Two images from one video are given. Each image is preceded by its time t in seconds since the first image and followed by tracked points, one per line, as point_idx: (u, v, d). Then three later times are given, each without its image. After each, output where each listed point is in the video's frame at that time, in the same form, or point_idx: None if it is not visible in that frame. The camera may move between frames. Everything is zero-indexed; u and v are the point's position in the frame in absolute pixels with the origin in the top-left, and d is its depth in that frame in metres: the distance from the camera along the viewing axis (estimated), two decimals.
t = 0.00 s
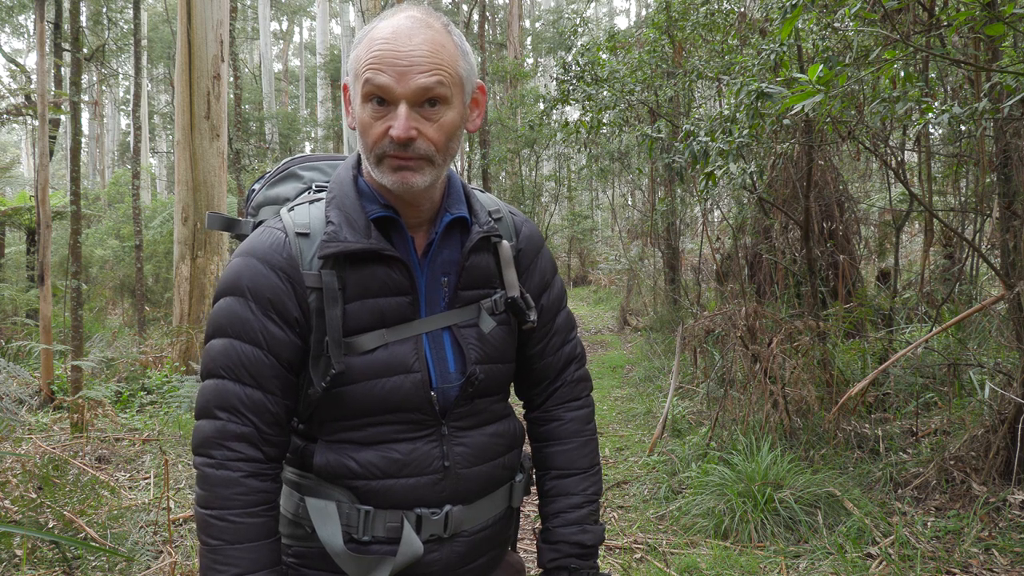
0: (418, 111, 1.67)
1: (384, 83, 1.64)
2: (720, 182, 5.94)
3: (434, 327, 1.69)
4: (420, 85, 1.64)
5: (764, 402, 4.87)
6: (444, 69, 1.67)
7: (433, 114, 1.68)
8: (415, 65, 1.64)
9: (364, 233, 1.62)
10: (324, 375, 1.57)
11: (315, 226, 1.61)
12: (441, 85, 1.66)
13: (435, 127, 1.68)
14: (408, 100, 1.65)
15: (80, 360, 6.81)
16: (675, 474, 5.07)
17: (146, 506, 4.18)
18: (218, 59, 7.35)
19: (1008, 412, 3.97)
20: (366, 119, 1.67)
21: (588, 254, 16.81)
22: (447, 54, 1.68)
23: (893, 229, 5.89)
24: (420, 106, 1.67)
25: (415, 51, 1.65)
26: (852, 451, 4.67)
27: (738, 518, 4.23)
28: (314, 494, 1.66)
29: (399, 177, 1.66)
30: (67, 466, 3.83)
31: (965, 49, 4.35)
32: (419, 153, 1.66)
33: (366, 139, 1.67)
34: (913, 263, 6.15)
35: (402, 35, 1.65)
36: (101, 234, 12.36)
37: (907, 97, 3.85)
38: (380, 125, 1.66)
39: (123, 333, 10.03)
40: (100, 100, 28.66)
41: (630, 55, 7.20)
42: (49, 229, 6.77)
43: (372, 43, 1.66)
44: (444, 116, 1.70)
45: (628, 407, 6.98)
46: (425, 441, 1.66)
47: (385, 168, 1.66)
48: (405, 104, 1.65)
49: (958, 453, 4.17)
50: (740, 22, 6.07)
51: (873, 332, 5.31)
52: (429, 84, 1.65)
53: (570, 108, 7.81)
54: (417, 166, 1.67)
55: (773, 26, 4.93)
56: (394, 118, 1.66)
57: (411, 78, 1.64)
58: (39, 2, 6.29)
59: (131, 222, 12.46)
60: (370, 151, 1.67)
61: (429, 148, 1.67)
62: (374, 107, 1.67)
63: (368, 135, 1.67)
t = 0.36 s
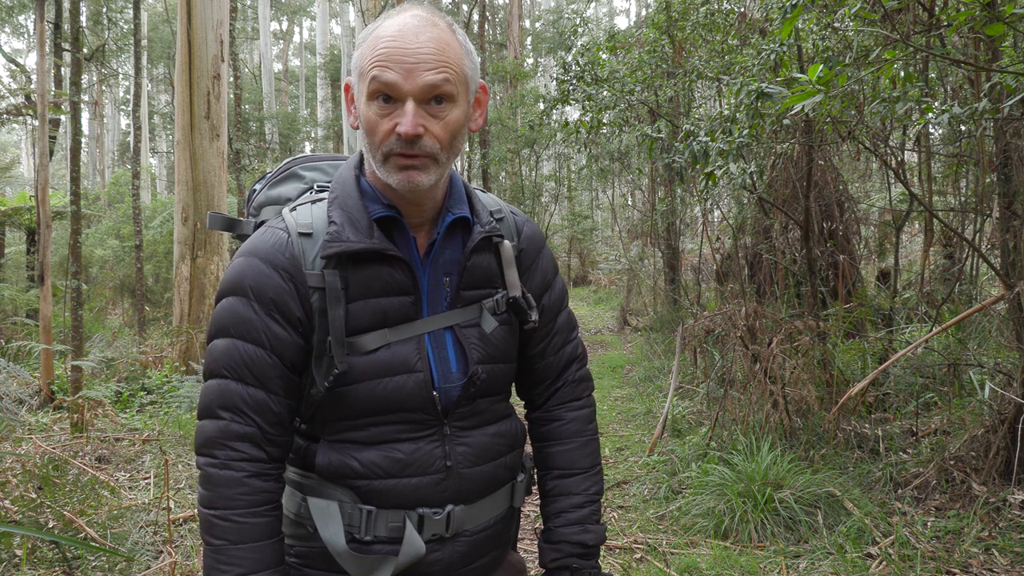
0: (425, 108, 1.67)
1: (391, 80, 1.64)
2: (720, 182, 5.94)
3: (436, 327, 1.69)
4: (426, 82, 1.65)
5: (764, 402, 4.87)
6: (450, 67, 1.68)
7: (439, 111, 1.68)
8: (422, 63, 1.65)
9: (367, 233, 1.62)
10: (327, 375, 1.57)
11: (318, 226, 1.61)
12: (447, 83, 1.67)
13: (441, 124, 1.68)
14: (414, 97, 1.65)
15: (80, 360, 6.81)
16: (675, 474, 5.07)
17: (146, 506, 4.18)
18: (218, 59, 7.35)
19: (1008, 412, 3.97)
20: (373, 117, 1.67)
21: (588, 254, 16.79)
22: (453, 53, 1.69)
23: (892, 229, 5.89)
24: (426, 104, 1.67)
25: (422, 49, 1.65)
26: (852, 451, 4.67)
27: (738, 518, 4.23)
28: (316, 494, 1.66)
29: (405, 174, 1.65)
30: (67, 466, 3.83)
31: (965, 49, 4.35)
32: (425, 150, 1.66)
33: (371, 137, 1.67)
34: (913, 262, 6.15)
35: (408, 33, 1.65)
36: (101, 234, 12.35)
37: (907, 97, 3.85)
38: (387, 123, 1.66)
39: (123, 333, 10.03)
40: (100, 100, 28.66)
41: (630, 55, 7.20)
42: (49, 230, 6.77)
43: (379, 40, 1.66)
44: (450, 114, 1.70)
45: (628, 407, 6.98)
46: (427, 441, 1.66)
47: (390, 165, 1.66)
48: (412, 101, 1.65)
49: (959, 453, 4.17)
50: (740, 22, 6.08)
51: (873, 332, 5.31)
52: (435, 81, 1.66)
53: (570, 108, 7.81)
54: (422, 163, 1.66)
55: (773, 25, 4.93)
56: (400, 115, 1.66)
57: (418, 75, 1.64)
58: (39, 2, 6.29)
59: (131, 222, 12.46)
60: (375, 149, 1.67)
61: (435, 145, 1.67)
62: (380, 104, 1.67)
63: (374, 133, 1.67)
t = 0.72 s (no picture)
0: (438, 103, 1.68)
1: (406, 74, 1.65)
2: (720, 182, 5.95)
3: (434, 325, 1.69)
4: (440, 77, 1.67)
5: (764, 402, 4.86)
6: (462, 64, 1.70)
7: (451, 107, 1.70)
8: (436, 57, 1.67)
9: (366, 231, 1.62)
10: (324, 373, 1.57)
11: (317, 225, 1.61)
12: (459, 78, 1.69)
13: (453, 119, 1.70)
14: (429, 91, 1.66)
15: (80, 360, 6.81)
16: (675, 474, 5.07)
17: (146, 506, 4.17)
18: (218, 59, 7.35)
19: (1008, 412, 3.97)
20: (386, 112, 1.67)
21: (588, 254, 16.78)
22: (462, 51, 1.72)
23: (893, 229, 5.89)
24: (439, 99, 1.69)
25: (435, 45, 1.67)
26: (852, 450, 4.67)
27: (738, 518, 4.23)
28: (315, 493, 1.66)
29: (419, 168, 1.65)
30: (67, 466, 3.83)
31: (965, 49, 4.36)
32: (439, 144, 1.67)
33: (384, 131, 1.66)
34: (913, 262, 6.16)
35: (421, 28, 1.67)
36: (101, 234, 12.35)
37: (907, 97, 3.85)
38: (400, 117, 1.66)
39: (123, 333, 10.03)
40: (100, 100, 28.66)
41: (630, 55, 7.20)
42: (49, 230, 6.77)
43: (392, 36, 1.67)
44: (460, 110, 1.72)
45: (628, 407, 6.98)
46: (425, 440, 1.66)
47: (403, 159, 1.65)
48: (427, 95, 1.66)
49: (959, 452, 4.17)
50: (740, 22, 6.07)
51: (873, 332, 5.30)
52: (449, 76, 1.68)
53: (570, 108, 7.82)
54: (435, 157, 1.67)
55: (773, 26, 4.93)
56: (415, 109, 1.66)
57: (432, 70, 1.66)
58: (39, 2, 6.28)
59: (131, 222, 12.46)
60: (388, 143, 1.66)
61: (448, 140, 1.68)
62: (394, 99, 1.67)
63: (387, 127, 1.66)
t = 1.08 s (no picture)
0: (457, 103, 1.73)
1: (430, 72, 1.67)
2: (720, 182, 5.95)
3: (429, 321, 1.69)
4: (460, 76, 1.71)
5: (764, 402, 4.86)
6: (473, 64, 1.76)
7: (466, 106, 1.75)
8: (455, 58, 1.71)
9: (361, 228, 1.62)
10: (319, 367, 1.56)
11: (314, 222, 1.62)
12: (473, 79, 1.75)
13: (468, 117, 1.75)
14: (451, 90, 1.70)
15: (80, 360, 6.82)
16: (675, 474, 5.07)
17: (146, 506, 4.17)
18: (218, 59, 7.35)
19: (1008, 412, 3.97)
20: (408, 110, 1.68)
21: (588, 254, 16.77)
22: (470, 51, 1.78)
23: (893, 229, 5.89)
24: (456, 98, 1.73)
25: (453, 45, 1.72)
26: (852, 450, 4.67)
27: (738, 518, 4.23)
28: (314, 489, 1.67)
29: (442, 164, 1.68)
30: (67, 466, 3.83)
31: (965, 49, 4.35)
32: (459, 142, 1.72)
33: (405, 128, 1.68)
34: (913, 262, 6.16)
35: (438, 28, 1.71)
36: (101, 234, 12.35)
37: (907, 97, 3.85)
38: (422, 115, 1.68)
39: (123, 333, 10.03)
40: (100, 100, 28.65)
41: (630, 55, 7.20)
42: (49, 229, 6.77)
43: (414, 34, 1.68)
44: (472, 109, 1.77)
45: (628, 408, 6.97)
46: (422, 436, 1.66)
47: (426, 156, 1.67)
48: (449, 93, 1.69)
49: (959, 453, 4.17)
50: (740, 22, 6.07)
51: (873, 332, 5.30)
52: (466, 76, 1.73)
53: (571, 108, 7.82)
54: (453, 153, 1.71)
55: (773, 26, 4.93)
56: (439, 107, 1.69)
57: (454, 69, 1.70)
58: (39, 2, 6.28)
59: (131, 222, 12.45)
60: (409, 140, 1.68)
61: (465, 137, 1.73)
62: (416, 98, 1.69)
63: (408, 125, 1.68)
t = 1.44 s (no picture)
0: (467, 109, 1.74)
1: (449, 79, 1.68)
2: (720, 182, 5.95)
3: (427, 316, 1.70)
4: (473, 84, 1.73)
5: (764, 402, 4.86)
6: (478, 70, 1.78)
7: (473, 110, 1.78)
8: (467, 65, 1.72)
9: (359, 224, 1.63)
10: (321, 361, 1.57)
11: (314, 219, 1.63)
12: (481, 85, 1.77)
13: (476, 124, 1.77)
14: (466, 96, 1.72)
15: (80, 360, 6.82)
16: (675, 474, 5.07)
17: (146, 505, 4.17)
18: (218, 59, 7.35)
19: (1008, 412, 3.97)
20: (423, 115, 1.68)
21: (588, 254, 16.76)
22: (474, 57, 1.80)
23: (893, 229, 5.89)
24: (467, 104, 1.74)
25: (465, 52, 1.73)
26: (852, 450, 4.67)
27: (738, 518, 4.23)
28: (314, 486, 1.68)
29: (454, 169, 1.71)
30: (67, 466, 3.83)
31: (965, 49, 4.35)
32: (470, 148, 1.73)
33: (419, 133, 1.68)
34: (913, 262, 6.16)
35: (452, 35, 1.72)
36: (101, 234, 12.35)
37: (907, 97, 3.85)
38: (436, 120, 1.68)
39: (123, 333, 10.03)
40: (100, 100, 28.65)
41: (630, 55, 7.20)
42: (49, 229, 6.77)
43: (429, 41, 1.68)
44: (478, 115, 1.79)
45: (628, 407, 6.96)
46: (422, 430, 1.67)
47: (440, 162, 1.69)
48: (463, 99, 1.71)
49: (958, 452, 4.17)
50: (740, 22, 6.07)
51: (873, 332, 5.30)
52: (478, 83, 1.74)
53: (571, 108, 7.82)
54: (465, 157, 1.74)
55: (773, 26, 4.93)
56: (455, 113, 1.70)
57: (468, 76, 1.72)
58: (39, 2, 6.28)
59: (131, 222, 12.45)
60: (424, 144, 1.68)
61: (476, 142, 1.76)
62: (430, 103, 1.68)
63: (423, 129, 1.67)
